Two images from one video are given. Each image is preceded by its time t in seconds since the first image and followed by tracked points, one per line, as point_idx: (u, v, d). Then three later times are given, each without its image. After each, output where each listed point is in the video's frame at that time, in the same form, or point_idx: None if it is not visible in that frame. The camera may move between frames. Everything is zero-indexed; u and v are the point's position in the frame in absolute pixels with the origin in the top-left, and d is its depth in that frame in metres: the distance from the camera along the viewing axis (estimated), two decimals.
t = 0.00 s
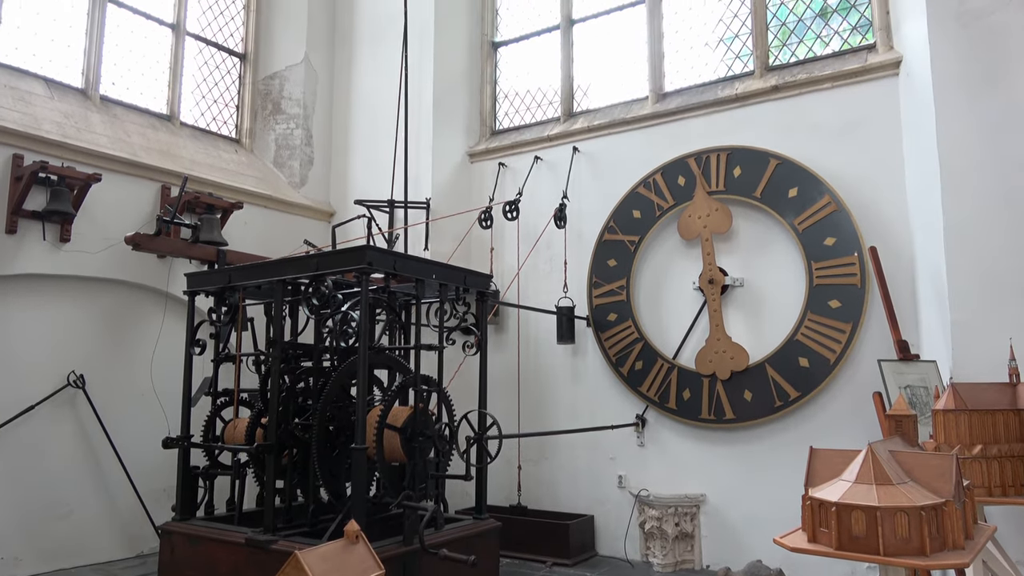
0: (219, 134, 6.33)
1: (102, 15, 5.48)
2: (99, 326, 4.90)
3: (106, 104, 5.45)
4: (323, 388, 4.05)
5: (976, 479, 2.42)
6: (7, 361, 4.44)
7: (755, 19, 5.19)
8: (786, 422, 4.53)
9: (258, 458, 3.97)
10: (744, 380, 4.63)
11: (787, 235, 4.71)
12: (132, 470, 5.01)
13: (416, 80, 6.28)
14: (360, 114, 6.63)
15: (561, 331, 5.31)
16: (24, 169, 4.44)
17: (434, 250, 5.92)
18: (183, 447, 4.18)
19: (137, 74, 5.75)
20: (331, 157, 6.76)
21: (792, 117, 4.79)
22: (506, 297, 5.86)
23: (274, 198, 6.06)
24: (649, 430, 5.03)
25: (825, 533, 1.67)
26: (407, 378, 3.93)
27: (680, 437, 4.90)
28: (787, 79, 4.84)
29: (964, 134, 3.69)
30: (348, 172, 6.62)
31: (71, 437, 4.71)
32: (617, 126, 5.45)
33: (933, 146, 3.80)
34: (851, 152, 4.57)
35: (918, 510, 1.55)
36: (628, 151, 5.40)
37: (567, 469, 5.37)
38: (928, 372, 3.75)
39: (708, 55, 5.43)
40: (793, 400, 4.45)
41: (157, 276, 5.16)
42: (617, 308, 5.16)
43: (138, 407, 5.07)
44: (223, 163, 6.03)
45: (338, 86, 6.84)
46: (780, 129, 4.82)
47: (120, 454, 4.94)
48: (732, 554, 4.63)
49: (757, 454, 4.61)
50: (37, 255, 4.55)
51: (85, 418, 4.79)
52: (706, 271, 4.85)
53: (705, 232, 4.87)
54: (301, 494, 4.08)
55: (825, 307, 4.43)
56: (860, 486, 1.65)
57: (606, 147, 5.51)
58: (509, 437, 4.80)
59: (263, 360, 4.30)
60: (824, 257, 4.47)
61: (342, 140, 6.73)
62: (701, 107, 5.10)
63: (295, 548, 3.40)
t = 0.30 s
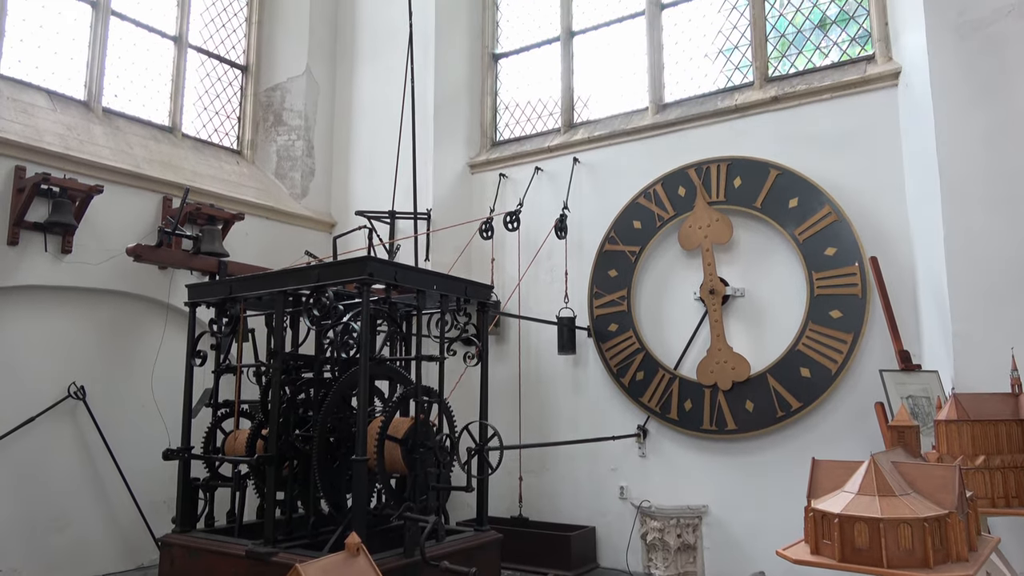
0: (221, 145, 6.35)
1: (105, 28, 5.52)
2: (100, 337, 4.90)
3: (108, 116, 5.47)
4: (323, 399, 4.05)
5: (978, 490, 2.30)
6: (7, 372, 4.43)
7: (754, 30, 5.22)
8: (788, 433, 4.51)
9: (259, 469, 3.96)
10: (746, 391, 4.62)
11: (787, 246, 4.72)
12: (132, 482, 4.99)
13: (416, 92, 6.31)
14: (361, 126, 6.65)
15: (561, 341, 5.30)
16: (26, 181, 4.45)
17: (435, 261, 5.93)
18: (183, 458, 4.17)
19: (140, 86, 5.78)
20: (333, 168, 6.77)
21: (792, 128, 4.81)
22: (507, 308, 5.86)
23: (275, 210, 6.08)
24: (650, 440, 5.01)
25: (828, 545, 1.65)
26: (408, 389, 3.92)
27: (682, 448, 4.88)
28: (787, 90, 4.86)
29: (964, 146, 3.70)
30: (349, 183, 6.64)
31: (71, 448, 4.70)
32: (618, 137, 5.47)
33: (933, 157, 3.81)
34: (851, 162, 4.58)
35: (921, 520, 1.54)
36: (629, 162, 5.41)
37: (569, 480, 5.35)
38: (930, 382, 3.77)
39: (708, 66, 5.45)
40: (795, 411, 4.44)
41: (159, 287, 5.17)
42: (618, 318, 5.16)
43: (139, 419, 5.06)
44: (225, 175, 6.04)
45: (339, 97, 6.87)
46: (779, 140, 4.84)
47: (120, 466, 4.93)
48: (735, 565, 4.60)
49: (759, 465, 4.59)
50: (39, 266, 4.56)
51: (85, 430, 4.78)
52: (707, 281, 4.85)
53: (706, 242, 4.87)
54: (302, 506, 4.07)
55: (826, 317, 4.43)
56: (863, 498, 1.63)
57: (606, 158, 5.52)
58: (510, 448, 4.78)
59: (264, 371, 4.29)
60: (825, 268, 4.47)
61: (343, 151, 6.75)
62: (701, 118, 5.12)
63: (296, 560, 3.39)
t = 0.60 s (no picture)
0: (222, 156, 6.37)
1: (107, 40, 5.55)
2: (101, 348, 4.90)
3: (110, 127, 5.49)
4: (325, 409, 4.04)
5: (982, 499, 2.26)
6: (8, 383, 4.43)
7: (754, 40, 5.24)
8: (790, 442, 4.50)
9: (259, 480, 3.96)
10: (748, 400, 4.61)
11: (788, 254, 4.72)
12: (133, 493, 4.98)
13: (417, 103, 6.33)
14: (362, 136, 6.67)
15: (562, 350, 5.29)
16: (28, 193, 4.46)
17: (435, 270, 5.93)
18: (184, 469, 4.17)
19: (141, 98, 5.80)
20: (334, 178, 6.79)
21: (791, 137, 4.82)
22: (508, 317, 5.85)
23: (276, 220, 6.08)
24: (652, 450, 5.00)
25: (831, 555, 1.61)
26: (409, 399, 3.91)
27: (684, 457, 4.87)
28: (786, 99, 4.87)
29: (964, 155, 3.70)
30: (350, 193, 6.65)
31: (72, 459, 4.69)
32: (618, 147, 5.48)
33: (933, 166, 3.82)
34: (852, 171, 4.59)
35: (924, 531, 1.51)
36: (629, 171, 5.42)
37: (571, 490, 5.33)
38: (933, 392, 3.76)
39: (708, 75, 5.46)
40: (797, 420, 4.43)
41: (160, 298, 5.17)
42: (619, 327, 5.16)
43: (140, 430, 5.06)
44: (226, 185, 6.06)
45: (340, 108, 6.89)
46: (779, 149, 4.85)
47: (121, 476, 4.92)
48: None
49: (761, 475, 4.58)
50: (41, 277, 4.56)
51: (85, 441, 4.77)
52: (707, 290, 4.85)
53: (706, 251, 4.88)
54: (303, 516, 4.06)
55: (828, 325, 4.43)
56: (866, 507, 1.60)
57: (607, 168, 5.53)
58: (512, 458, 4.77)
59: (265, 382, 4.29)
60: (826, 276, 4.47)
61: (344, 161, 6.77)
62: (701, 127, 5.13)
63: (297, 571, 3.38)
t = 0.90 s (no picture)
0: (225, 167, 6.40)
1: (111, 53, 5.58)
2: (103, 359, 4.90)
3: (113, 139, 5.52)
4: (326, 421, 4.04)
5: (985, 512, 2.21)
6: (10, 394, 4.42)
7: (754, 52, 5.27)
8: (793, 453, 4.49)
9: (260, 492, 3.95)
10: (750, 411, 4.60)
11: (789, 265, 4.72)
12: (134, 505, 4.97)
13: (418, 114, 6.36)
14: (364, 147, 6.69)
15: (564, 361, 5.28)
16: (31, 204, 4.47)
17: (437, 281, 5.94)
18: (185, 481, 4.16)
19: (144, 110, 5.83)
20: (336, 189, 6.81)
21: (792, 148, 4.83)
22: (509, 328, 5.85)
23: (278, 231, 6.10)
24: (654, 461, 4.98)
25: (834, 570, 1.52)
26: (411, 410, 3.91)
27: (686, 468, 4.85)
28: (787, 110, 4.89)
29: (964, 166, 3.71)
30: (352, 204, 6.66)
31: (72, 471, 4.68)
32: (619, 158, 5.49)
33: (934, 177, 3.83)
34: (853, 182, 4.59)
35: (928, 544, 1.43)
36: (630, 182, 5.44)
37: (573, 501, 5.31)
38: (935, 402, 3.75)
39: (708, 87, 5.48)
40: (799, 431, 4.42)
41: (162, 309, 5.18)
42: (620, 338, 5.16)
43: (141, 441, 5.05)
44: (228, 197, 6.08)
45: (342, 120, 6.91)
46: (780, 160, 4.86)
47: (122, 488, 4.91)
48: None
49: (764, 486, 4.56)
50: (42, 288, 4.57)
51: (86, 452, 4.76)
52: (709, 301, 4.85)
53: (707, 262, 4.88)
54: (303, 529, 4.05)
55: (830, 336, 4.42)
56: (869, 521, 1.51)
57: (608, 179, 5.55)
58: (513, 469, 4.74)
59: (266, 393, 4.29)
60: (828, 287, 4.47)
61: (346, 173, 6.79)
62: (702, 138, 5.15)
63: None
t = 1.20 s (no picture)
0: (227, 179, 6.42)
1: (115, 66, 5.62)
2: (105, 371, 4.90)
3: (116, 151, 5.54)
4: (328, 433, 4.03)
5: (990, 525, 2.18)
6: (12, 406, 4.43)
7: (754, 64, 5.29)
8: (796, 465, 4.47)
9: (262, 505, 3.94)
10: (752, 423, 4.59)
11: (791, 276, 4.72)
12: (135, 517, 4.97)
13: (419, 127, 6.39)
14: (366, 159, 6.72)
15: (566, 373, 5.27)
16: (35, 216, 4.49)
17: (439, 293, 5.94)
18: (186, 493, 4.15)
19: (148, 122, 5.86)
20: (338, 201, 6.83)
21: (792, 160, 4.85)
22: (511, 339, 5.85)
23: (280, 243, 6.11)
24: (657, 473, 4.97)
25: None
26: (413, 422, 3.90)
27: (689, 480, 4.83)
28: (787, 122, 4.91)
29: (965, 177, 3.71)
30: (354, 216, 6.68)
31: (73, 483, 4.67)
32: (620, 170, 5.51)
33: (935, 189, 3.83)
34: (854, 193, 4.60)
35: (934, 557, 1.40)
36: (631, 194, 5.45)
37: (575, 514, 5.29)
38: (939, 414, 3.73)
39: (709, 99, 5.51)
40: (802, 443, 4.40)
41: (164, 321, 5.18)
42: (622, 349, 5.15)
43: (143, 453, 5.04)
44: (231, 209, 6.10)
45: (344, 132, 6.94)
46: (781, 172, 4.87)
47: (123, 501, 4.90)
48: None
49: (767, 499, 4.54)
50: (45, 301, 4.58)
51: (87, 464, 4.75)
52: (711, 312, 4.84)
53: (709, 273, 4.88)
54: (305, 541, 4.03)
55: (832, 347, 4.41)
56: (873, 533, 1.48)
57: (609, 190, 5.56)
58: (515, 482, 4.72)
59: (268, 405, 4.28)
60: (830, 298, 4.46)
61: (348, 185, 6.81)
62: (703, 150, 5.16)
63: None
